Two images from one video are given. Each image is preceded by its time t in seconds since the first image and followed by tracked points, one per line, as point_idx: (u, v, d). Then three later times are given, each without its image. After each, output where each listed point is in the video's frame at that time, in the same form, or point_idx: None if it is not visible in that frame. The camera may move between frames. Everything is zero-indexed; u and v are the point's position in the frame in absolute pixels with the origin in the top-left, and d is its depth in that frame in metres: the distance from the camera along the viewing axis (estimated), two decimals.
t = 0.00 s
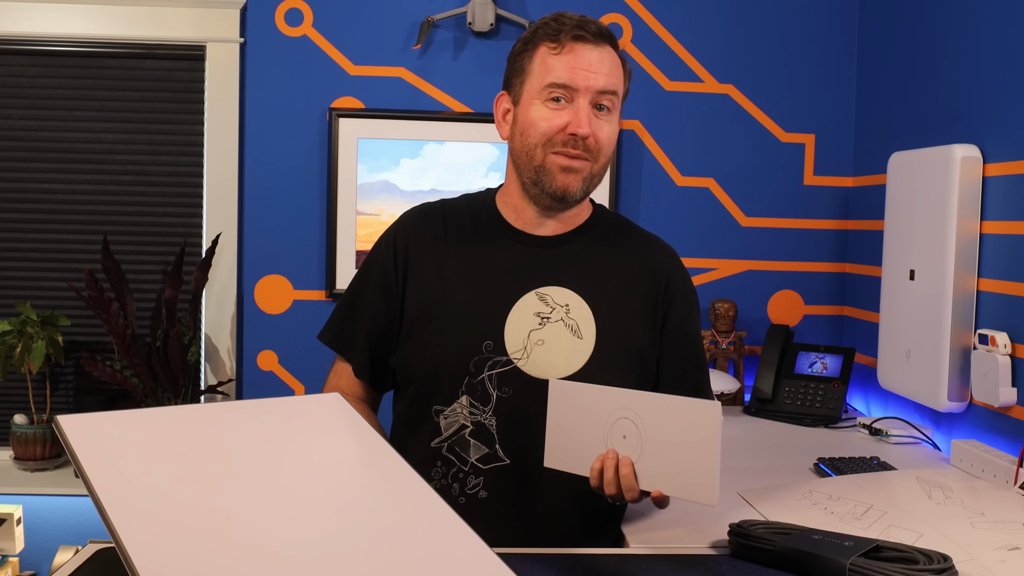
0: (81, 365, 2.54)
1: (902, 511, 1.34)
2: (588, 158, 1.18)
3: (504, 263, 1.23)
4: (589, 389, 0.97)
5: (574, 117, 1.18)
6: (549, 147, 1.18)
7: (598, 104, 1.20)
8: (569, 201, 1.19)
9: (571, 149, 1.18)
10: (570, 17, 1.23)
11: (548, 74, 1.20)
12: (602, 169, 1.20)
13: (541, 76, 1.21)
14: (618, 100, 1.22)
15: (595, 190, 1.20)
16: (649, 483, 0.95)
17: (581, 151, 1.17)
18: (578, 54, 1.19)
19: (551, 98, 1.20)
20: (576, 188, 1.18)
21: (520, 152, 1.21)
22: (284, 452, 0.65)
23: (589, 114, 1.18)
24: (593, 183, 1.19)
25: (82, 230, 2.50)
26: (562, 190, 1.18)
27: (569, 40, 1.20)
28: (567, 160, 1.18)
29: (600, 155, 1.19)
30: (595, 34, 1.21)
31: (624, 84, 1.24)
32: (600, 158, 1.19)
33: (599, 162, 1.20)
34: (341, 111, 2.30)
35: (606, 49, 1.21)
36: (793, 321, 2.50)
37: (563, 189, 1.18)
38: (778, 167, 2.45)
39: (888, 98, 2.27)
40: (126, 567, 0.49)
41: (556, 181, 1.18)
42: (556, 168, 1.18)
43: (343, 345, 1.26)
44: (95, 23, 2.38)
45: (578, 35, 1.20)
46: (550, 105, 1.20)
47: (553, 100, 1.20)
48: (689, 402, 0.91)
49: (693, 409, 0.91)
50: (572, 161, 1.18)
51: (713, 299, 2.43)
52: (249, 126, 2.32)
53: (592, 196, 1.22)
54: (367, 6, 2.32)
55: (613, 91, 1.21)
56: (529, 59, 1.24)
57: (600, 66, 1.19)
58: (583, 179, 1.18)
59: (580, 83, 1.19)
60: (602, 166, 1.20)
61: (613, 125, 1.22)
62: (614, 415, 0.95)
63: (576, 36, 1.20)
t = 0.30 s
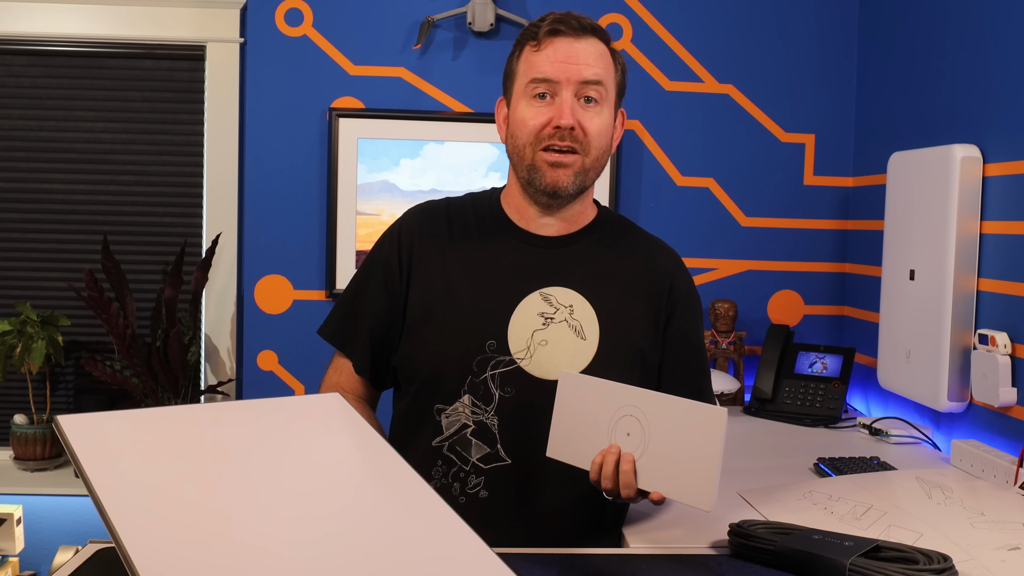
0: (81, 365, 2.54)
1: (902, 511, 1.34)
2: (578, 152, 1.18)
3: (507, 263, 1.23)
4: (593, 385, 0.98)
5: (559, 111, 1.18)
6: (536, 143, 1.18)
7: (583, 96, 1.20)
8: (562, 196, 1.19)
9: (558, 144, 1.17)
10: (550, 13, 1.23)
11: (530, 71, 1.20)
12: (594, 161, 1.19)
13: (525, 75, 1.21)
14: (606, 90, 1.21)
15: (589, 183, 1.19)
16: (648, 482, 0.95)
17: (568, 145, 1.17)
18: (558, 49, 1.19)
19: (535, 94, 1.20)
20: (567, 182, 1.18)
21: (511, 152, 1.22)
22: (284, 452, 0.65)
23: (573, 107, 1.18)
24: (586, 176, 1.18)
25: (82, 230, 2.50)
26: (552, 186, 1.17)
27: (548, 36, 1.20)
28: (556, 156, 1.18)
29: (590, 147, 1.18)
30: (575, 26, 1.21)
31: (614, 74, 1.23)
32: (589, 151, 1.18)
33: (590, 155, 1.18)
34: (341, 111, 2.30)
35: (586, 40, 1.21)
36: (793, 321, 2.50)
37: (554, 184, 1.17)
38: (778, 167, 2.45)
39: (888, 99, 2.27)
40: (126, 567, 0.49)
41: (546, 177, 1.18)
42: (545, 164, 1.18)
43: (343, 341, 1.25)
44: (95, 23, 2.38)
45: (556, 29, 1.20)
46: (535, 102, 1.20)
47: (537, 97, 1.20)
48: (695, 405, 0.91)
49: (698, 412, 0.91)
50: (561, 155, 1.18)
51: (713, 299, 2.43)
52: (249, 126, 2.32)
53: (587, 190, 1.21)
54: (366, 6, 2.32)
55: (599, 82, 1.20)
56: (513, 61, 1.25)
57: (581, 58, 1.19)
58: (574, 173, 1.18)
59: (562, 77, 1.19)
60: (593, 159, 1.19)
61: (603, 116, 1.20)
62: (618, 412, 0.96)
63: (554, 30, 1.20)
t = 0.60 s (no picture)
0: (81, 365, 2.54)
1: (902, 511, 1.34)
2: (571, 172, 1.18)
3: (506, 266, 1.23)
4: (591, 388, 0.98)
5: (553, 130, 1.16)
6: (530, 162, 1.18)
7: (579, 112, 1.17)
8: (556, 216, 1.20)
9: (551, 165, 1.17)
10: (549, 20, 1.19)
11: (525, 85, 1.18)
12: (587, 181, 1.18)
13: (521, 88, 1.19)
14: (605, 104, 1.19)
15: (583, 201, 1.19)
16: (647, 483, 0.95)
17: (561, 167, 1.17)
18: (555, 63, 1.16)
19: (531, 108, 1.18)
20: (560, 206, 1.18)
21: (506, 166, 1.21)
22: (284, 453, 0.65)
23: (568, 125, 1.16)
24: (580, 196, 1.18)
25: (82, 230, 2.50)
26: (545, 208, 1.18)
27: (545, 49, 1.17)
28: (549, 176, 1.18)
29: (584, 168, 1.17)
30: (573, 37, 1.17)
31: (614, 86, 1.20)
32: (582, 172, 1.17)
33: (583, 175, 1.18)
34: (341, 111, 2.30)
35: (585, 51, 1.17)
36: (793, 321, 2.50)
37: (546, 207, 1.18)
38: (778, 167, 2.45)
39: (887, 99, 2.27)
40: (126, 567, 0.49)
41: (539, 201, 1.18)
42: (538, 185, 1.18)
43: (342, 341, 1.25)
44: (96, 23, 2.38)
45: (552, 42, 1.17)
46: (530, 117, 1.18)
47: (532, 112, 1.18)
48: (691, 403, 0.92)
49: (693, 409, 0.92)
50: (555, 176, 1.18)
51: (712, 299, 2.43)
52: (249, 126, 2.32)
53: (582, 207, 1.21)
54: (367, 5, 2.32)
55: (596, 97, 1.17)
56: (511, 67, 1.22)
57: (578, 73, 1.16)
58: (568, 196, 1.18)
59: (558, 93, 1.16)
60: (587, 178, 1.18)
61: (600, 132, 1.19)
62: (615, 416, 0.95)
63: (551, 43, 1.17)
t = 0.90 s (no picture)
0: (81, 365, 2.54)
1: (902, 511, 1.34)
2: (570, 177, 1.18)
3: (504, 268, 1.23)
4: (585, 399, 0.97)
5: (551, 136, 1.17)
6: (528, 168, 1.18)
7: (577, 119, 1.18)
8: (556, 219, 1.19)
9: (549, 170, 1.17)
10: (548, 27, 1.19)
11: (523, 93, 1.18)
12: (587, 186, 1.18)
13: (519, 96, 1.19)
14: (603, 110, 1.19)
15: (583, 205, 1.19)
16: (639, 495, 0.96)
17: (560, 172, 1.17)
18: (552, 71, 1.17)
19: (529, 116, 1.19)
20: (559, 206, 1.18)
21: (506, 171, 1.22)
22: (284, 453, 0.65)
23: (565, 133, 1.16)
24: (580, 199, 1.18)
25: (82, 230, 2.50)
26: (544, 210, 1.18)
27: (541, 56, 1.17)
28: (548, 181, 1.18)
29: (582, 173, 1.17)
30: (571, 45, 1.17)
31: (612, 92, 1.20)
32: (581, 177, 1.18)
33: (582, 180, 1.18)
34: (341, 111, 2.30)
35: (583, 58, 1.17)
36: (793, 321, 2.50)
37: (545, 209, 1.18)
38: (778, 167, 2.45)
39: (887, 98, 2.27)
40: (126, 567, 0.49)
41: (538, 202, 1.18)
42: (537, 189, 1.18)
43: (338, 337, 1.24)
44: (96, 23, 2.38)
45: (549, 49, 1.17)
46: (528, 124, 1.19)
47: (530, 119, 1.19)
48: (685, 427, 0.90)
49: (685, 434, 0.90)
50: (553, 180, 1.18)
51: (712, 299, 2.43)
52: (249, 126, 2.32)
53: (583, 210, 1.21)
54: (367, 5, 2.32)
55: (594, 104, 1.17)
56: (510, 73, 1.22)
57: (575, 80, 1.16)
58: (567, 197, 1.18)
59: (555, 101, 1.16)
60: (586, 183, 1.18)
61: (598, 138, 1.19)
62: (606, 430, 0.95)
63: (548, 51, 1.17)
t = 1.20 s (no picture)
0: (81, 365, 2.54)
1: (902, 512, 1.34)
2: (569, 182, 1.18)
3: (502, 268, 1.23)
4: (582, 401, 0.97)
5: (551, 141, 1.17)
6: (528, 172, 1.18)
7: (578, 124, 1.17)
8: (555, 223, 1.20)
9: (549, 175, 1.17)
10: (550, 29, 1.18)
11: (524, 96, 1.18)
12: (587, 190, 1.19)
13: (520, 99, 1.19)
14: (604, 116, 1.18)
15: (582, 211, 1.20)
16: (637, 499, 0.95)
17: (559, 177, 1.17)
18: (554, 75, 1.16)
19: (529, 119, 1.18)
20: (558, 212, 1.18)
21: (506, 173, 1.22)
22: (285, 453, 0.65)
23: (566, 138, 1.16)
24: (579, 205, 1.18)
25: (82, 230, 2.50)
26: (543, 215, 1.18)
27: (543, 60, 1.17)
28: (547, 185, 1.18)
29: (582, 178, 1.18)
30: (573, 50, 1.17)
31: (614, 97, 1.20)
32: (581, 181, 1.18)
33: (582, 185, 1.18)
34: (341, 111, 2.30)
35: (586, 62, 1.17)
36: (793, 321, 2.50)
37: (544, 215, 1.18)
38: (778, 166, 2.45)
39: (887, 98, 2.27)
40: (126, 567, 0.49)
41: (537, 207, 1.18)
42: (536, 193, 1.18)
43: (337, 338, 1.24)
44: (96, 24, 2.38)
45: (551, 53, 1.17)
46: (529, 128, 1.18)
47: (531, 123, 1.18)
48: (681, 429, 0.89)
49: (683, 437, 0.89)
50: (553, 185, 1.18)
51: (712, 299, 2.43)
52: (249, 126, 2.32)
53: (582, 214, 1.21)
54: (367, 5, 2.32)
55: (595, 110, 1.17)
56: (511, 75, 1.22)
57: (577, 85, 1.16)
58: (566, 203, 1.18)
59: (556, 106, 1.16)
60: (586, 187, 1.18)
61: (599, 143, 1.19)
62: (603, 433, 0.95)
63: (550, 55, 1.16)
